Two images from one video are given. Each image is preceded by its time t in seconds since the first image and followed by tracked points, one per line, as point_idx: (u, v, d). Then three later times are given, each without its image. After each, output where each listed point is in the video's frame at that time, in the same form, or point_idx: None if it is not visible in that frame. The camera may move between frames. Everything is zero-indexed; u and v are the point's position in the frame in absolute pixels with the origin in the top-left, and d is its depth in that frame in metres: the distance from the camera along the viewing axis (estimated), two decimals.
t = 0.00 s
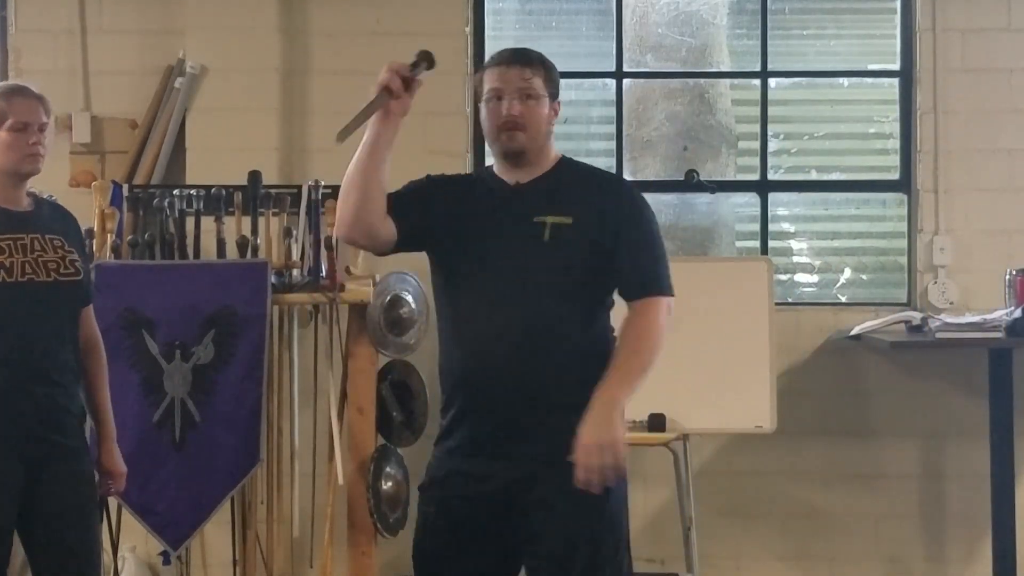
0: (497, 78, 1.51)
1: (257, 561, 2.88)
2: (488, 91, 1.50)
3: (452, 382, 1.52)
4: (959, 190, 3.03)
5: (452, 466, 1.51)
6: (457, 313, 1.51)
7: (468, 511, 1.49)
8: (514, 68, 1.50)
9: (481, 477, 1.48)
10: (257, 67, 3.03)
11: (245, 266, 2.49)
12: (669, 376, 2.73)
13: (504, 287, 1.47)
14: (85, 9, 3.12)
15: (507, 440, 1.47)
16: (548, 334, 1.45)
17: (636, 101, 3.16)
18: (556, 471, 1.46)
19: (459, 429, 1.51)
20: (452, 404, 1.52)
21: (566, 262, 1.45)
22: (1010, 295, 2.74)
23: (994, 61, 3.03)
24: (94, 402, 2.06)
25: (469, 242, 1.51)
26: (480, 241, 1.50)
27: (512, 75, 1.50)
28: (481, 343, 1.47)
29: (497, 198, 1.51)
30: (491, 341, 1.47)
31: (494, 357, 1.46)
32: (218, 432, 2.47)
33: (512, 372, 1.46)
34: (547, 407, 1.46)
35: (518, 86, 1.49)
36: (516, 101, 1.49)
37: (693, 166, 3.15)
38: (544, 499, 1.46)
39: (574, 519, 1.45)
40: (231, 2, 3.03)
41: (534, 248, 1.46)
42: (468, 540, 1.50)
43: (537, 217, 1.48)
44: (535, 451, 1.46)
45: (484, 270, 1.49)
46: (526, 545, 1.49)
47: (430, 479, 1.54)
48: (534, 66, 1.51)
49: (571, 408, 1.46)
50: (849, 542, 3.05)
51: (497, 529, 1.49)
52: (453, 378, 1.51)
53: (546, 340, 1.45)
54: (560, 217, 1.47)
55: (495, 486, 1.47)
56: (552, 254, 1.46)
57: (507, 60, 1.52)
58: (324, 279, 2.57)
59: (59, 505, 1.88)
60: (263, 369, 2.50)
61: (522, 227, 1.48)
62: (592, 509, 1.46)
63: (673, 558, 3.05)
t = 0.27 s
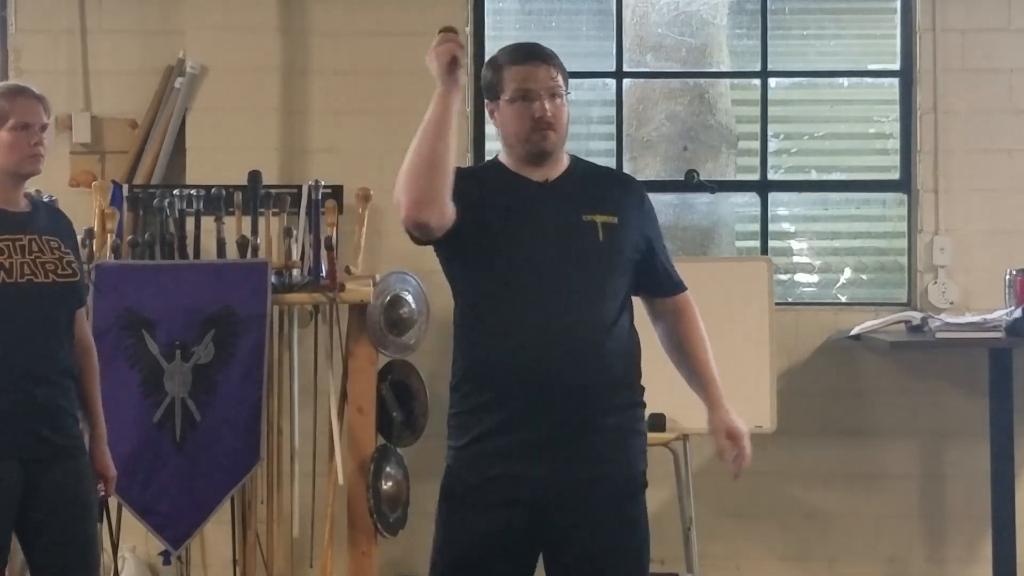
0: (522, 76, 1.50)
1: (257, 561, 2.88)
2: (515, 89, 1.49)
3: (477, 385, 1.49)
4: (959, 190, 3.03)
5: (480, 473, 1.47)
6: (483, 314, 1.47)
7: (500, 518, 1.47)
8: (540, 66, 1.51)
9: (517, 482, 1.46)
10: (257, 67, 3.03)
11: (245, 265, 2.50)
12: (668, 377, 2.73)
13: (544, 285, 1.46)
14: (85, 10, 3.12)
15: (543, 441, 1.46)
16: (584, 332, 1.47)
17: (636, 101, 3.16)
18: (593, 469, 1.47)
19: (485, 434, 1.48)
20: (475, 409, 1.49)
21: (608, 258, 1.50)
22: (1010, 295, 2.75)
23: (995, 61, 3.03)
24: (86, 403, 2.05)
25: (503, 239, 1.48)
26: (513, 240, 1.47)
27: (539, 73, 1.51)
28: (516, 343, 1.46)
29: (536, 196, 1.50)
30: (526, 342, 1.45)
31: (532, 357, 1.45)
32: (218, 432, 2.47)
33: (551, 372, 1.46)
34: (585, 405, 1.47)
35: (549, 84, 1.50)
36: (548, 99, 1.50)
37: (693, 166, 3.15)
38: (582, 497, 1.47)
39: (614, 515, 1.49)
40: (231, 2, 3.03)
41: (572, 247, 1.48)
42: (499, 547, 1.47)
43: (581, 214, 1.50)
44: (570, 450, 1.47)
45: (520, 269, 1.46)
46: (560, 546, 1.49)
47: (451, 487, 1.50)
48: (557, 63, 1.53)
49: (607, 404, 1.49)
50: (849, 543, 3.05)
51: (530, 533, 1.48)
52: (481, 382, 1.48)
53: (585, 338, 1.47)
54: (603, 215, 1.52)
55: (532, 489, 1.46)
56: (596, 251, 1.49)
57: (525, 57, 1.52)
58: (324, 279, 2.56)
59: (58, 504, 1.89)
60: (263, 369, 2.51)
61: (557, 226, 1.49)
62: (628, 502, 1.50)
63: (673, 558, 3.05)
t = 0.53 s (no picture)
0: (537, 77, 1.52)
1: (257, 561, 2.88)
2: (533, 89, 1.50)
3: (490, 388, 1.50)
4: (959, 190, 3.03)
5: (496, 475, 1.49)
6: (496, 317, 1.48)
7: (517, 519, 1.49)
8: (553, 66, 1.53)
9: (530, 482, 1.48)
10: (257, 67, 3.03)
11: (245, 265, 2.49)
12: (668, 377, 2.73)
13: (558, 287, 1.48)
14: (85, 10, 3.12)
15: (556, 441, 1.49)
16: (596, 333, 1.50)
17: (636, 101, 3.16)
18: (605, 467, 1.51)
19: (499, 437, 1.49)
20: (489, 412, 1.50)
21: (621, 259, 1.54)
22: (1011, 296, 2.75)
23: (995, 61, 3.03)
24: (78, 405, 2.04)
25: (514, 240, 1.48)
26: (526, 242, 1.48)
27: (554, 73, 1.52)
28: (532, 346, 1.47)
29: (550, 197, 1.52)
30: (541, 345, 1.47)
31: (547, 359, 1.47)
32: (219, 431, 2.47)
33: (565, 373, 1.48)
34: (597, 405, 1.51)
35: (564, 84, 1.52)
36: (564, 98, 1.52)
37: (693, 166, 3.15)
38: (594, 496, 1.51)
39: (625, 512, 1.53)
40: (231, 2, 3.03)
41: (584, 249, 1.50)
42: (516, 548, 1.49)
43: (595, 216, 1.53)
44: (580, 449, 1.50)
45: (536, 271, 1.48)
46: (572, 543, 1.52)
47: (463, 488, 1.52)
48: (569, 63, 1.55)
49: (618, 403, 1.53)
50: (849, 543, 3.05)
51: (546, 533, 1.50)
52: (495, 384, 1.49)
53: (597, 339, 1.50)
54: (614, 217, 1.55)
55: (548, 490, 1.49)
56: (609, 251, 1.52)
57: (537, 57, 1.53)
58: (324, 280, 2.56)
59: (55, 505, 1.89)
60: (263, 369, 2.51)
61: (568, 227, 1.51)
62: (637, 499, 1.54)
63: (673, 558, 3.05)
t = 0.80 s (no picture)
0: (558, 73, 1.53)
1: (257, 561, 2.88)
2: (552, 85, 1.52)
3: (491, 387, 1.53)
4: (959, 190, 3.03)
5: (496, 473, 1.52)
6: (496, 317, 1.52)
7: (516, 516, 1.52)
8: (574, 64, 1.54)
9: (531, 480, 1.51)
10: (257, 67, 3.03)
11: (245, 265, 2.49)
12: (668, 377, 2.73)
13: (559, 289, 1.49)
14: (85, 10, 3.12)
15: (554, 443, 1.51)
16: (599, 334, 1.51)
17: (636, 101, 3.16)
18: (606, 468, 1.52)
19: (499, 435, 1.52)
20: (491, 411, 1.53)
21: (626, 261, 1.54)
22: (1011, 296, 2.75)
23: (995, 61, 3.03)
24: (74, 405, 2.04)
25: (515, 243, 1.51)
26: (531, 241, 1.50)
27: (575, 70, 1.54)
28: (533, 347, 1.50)
29: (555, 196, 1.53)
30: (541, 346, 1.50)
31: (547, 360, 1.50)
32: (219, 431, 2.47)
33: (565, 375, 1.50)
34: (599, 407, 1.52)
35: (584, 83, 1.54)
36: (582, 97, 1.53)
37: (692, 166, 3.15)
38: (593, 496, 1.52)
39: (624, 511, 1.53)
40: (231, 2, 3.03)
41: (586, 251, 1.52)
42: (515, 544, 1.52)
43: (602, 218, 1.54)
44: (582, 449, 1.52)
45: (537, 272, 1.50)
46: (572, 542, 1.54)
47: (465, 485, 1.55)
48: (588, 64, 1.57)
49: (620, 406, 1.53)
50: (849, 543, 3.05)
51: (545, 531, 1.52)
52: (495, 384, 1.52)
53: (599, 341, 1.51)
54: (622, 220, 1.55)
55: (546, 489, 1.51)
56: (614, 253, 1.53)
57: (558, 54, 1.56)
58: (324, 279, 2.55)
59: (52, 505, 1.89)
60: (263, 368, 2.51)
61: (571, 228, 1.52)
62: (637, 501, 1.55)
63: (673, 558, 3.05)
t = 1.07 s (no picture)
0: (572, 69, 1.56)
1: (257, 561, 2.88)
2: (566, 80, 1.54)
3: (492, 388, 1.54)
4: (959, 190, 3.03)
5: (497, 473, 1.53)
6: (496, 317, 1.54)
7: (515, 516, 1.52)
8: (587, 61, 1.57)
9: (534, 480, 1.51)
10: (257, 67, 3.03)
11: (245, 265, 2.49)
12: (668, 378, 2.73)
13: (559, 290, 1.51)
14: (85, 10, 3.12)
15: (556, 444, 1.51)
16: (602, 335, 1.51)
17: (636, 101, 3.16)
18: (607, 470, 1.52)
19: (501, 435, 1.53)
20: (494, 412, 1.54)
21: (628, 262, 1.54)
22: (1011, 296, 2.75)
23: (994, 61, 3.03)
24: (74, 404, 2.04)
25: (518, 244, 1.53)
26: (529, 242, 1.52)
27: (588, 68, 1.57)
28: (533, 347, 1.51)
29: (556, 197, 1.56)
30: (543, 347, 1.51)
31: (548, 360, 1.51)
32: (219, 431, 2.47)
33: (566, 375, 1.51)
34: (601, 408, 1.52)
35: (597, 80, 1.57)
36: (595, 93, 1.56)
37: (692, 166, 3.15)
38: (595, 498, 1.52)
39: (627, 515, 1.52)
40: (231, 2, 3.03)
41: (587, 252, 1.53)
42: (515, 544, 1.53)
43: (605, 220, 1.55)
44: (585, 449, 1.52)
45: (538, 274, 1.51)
46: (574, 543, 1.54)
47: (469, 487, 1.56)
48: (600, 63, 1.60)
49: (624, 407, 1.53)
50: (849, 543, 3.05)
51: (546, 532, 1.52)
52: (497, 385, 1.54)
53: (600, 341, 1.51)
54: (625, 221, 1.55)
55: (546, 489, 1.51)
56: (617, 254, 1.54)
57: (571, 53, 1.59)
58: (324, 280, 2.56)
59: (52, 504, 1.89)
60: (263, 368, 2.51)
61: (571, 231, 1.54)
62: (641, 505, 1.53)
63: (673, 558, 3.05)
